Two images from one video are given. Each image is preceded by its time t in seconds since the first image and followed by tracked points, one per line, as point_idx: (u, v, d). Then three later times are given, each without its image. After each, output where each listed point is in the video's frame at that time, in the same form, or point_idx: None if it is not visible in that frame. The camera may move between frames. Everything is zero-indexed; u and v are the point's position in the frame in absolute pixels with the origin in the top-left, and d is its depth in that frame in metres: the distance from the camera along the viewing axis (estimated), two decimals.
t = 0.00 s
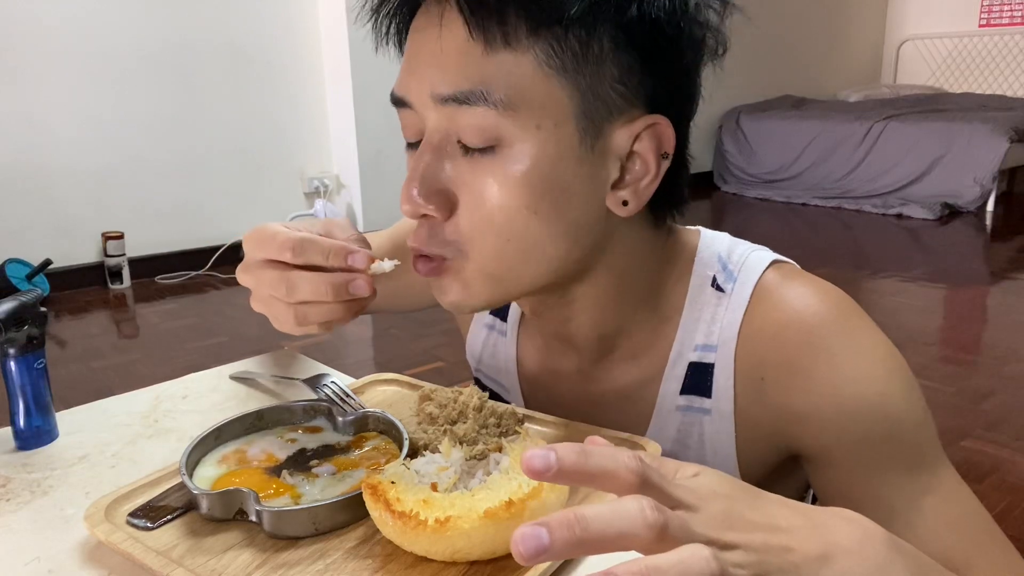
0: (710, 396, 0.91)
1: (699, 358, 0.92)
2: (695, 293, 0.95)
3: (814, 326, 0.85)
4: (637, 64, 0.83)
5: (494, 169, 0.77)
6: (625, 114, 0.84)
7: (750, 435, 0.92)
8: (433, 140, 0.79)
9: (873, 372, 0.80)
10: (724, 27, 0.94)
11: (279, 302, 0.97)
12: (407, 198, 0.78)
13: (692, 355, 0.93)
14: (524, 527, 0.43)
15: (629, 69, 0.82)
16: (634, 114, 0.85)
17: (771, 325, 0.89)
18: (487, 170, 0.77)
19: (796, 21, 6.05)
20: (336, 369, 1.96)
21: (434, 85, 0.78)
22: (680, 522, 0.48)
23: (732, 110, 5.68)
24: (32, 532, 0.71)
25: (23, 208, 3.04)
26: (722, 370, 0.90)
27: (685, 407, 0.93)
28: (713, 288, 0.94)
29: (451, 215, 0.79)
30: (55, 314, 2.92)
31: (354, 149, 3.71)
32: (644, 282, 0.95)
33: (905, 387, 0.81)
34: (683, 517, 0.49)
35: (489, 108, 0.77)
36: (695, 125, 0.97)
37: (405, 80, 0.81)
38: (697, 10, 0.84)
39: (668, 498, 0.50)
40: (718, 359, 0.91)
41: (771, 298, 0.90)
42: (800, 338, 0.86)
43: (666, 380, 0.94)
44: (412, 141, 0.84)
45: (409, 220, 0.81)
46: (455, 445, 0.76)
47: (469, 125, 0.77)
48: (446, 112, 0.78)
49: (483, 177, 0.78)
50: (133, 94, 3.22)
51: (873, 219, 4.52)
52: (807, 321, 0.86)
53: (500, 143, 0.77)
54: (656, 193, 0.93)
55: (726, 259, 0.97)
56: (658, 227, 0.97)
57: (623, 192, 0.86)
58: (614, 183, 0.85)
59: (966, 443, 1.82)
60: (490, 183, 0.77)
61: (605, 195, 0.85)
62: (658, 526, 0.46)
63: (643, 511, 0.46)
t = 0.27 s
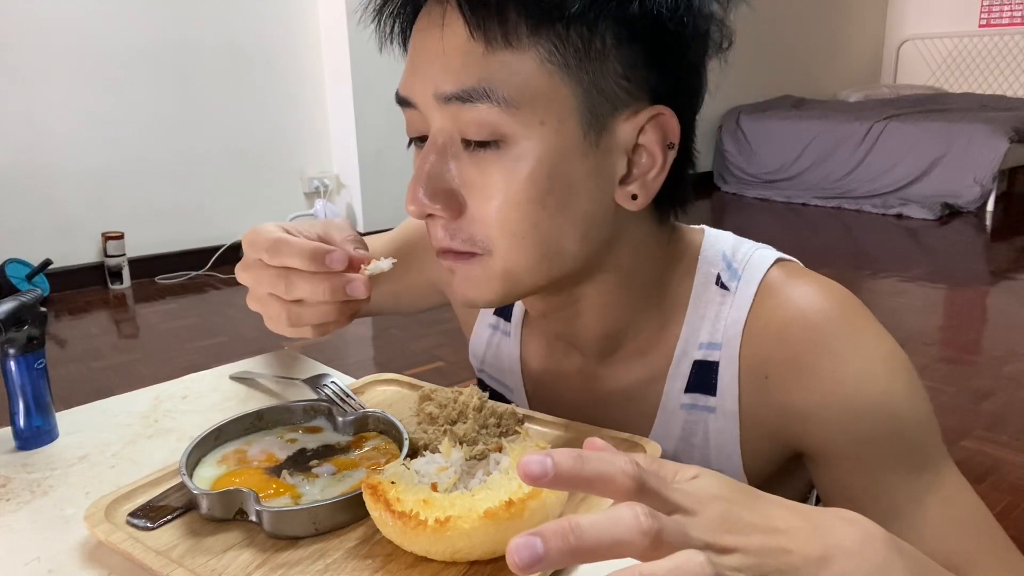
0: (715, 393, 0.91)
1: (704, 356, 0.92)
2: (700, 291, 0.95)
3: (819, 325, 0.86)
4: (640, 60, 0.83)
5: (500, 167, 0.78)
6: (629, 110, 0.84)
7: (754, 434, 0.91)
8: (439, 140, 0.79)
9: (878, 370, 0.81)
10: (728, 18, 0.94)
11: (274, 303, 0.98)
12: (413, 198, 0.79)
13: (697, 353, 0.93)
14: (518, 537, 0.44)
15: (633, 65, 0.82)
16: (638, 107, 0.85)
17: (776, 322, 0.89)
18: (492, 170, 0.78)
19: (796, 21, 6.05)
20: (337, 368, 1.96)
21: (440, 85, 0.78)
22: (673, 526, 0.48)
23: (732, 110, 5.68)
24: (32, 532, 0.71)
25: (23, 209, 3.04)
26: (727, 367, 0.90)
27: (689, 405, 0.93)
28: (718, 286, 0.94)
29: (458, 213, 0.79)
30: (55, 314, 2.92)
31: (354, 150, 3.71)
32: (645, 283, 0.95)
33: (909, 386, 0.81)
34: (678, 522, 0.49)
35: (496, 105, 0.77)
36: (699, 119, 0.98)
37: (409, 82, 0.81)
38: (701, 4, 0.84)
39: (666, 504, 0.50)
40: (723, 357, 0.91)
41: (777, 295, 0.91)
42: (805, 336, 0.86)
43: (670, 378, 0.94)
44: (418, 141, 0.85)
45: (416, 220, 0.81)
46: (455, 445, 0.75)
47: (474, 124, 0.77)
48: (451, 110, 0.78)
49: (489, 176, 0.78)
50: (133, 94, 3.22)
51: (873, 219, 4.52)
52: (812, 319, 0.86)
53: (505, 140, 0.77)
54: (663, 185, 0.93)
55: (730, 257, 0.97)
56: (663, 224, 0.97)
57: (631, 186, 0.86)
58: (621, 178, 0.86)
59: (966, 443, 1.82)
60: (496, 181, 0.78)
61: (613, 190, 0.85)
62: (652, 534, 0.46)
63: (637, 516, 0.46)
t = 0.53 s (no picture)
0: (717, 391, 0.91)
1: (707, 354, 0.92)
2: (702, 289, 0.95)
3: (822, 323, 0.86)
4: (641, 60, 0.83)
5: (501, 167, 0.77)
6: (630, 110, 0.84)
7: (756, 432, 0.91)
8: (440, 141, 0.79)
9: (879, 368, 0.81)
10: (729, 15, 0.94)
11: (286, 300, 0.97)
12: (414, 198, 0.78)
13: (699, 350, 0.93)
14: (519, 539, 0.43)
15: (633, 65, 0.82)
16: (638, 109, 0.85)
17: (778, 320, 0.88)
18: (494, 170, 0.77)
19: (796, 21, 6.05)
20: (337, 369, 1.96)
21: (442, 85, 0.78)
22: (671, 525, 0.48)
23: (732, 111, 5.68)
24: (32, 532, 0.71)
25: (23, 209, 3.04)
26: (729, 365, 0.90)
27: (692, 403, 0.92)
28: (721, 283, 0.94)
29: (462, 212, 0.79)
30: (55, 314, 2.92)
31: (354, 150, 3.71)
32: (646, 282, 0.95)
33: (911, 384, 0.81)
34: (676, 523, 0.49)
35: (495, 109, 0.76)
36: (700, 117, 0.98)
37: (411, 83, 0.81)
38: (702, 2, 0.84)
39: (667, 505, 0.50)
40: (726, 355, 0.91)
41: (779, 293, 0.91)
42: (807, 334, 0.86)
43: (673, 376, 0.94)
44: (419, 142, 0.85)
45: (416, 218, 0.81)
46: (455, 445, 0.75)
47: (476, 124, 0.77)
48: (453, 112, 0.78)
49: (490, 175, 0.78)
50: (133, 94, 3.21)
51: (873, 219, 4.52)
52: (814, 317, 0.86)
53: (506, 141, 0.77)
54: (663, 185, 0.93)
55: (732, 255, 0.97)
56: (666, 222, 0.97)
57: (629, 187, 0.86)
58: (620, 178, 0.85)
59: (966, 443, 1.82)
60: (499, 181, 0.78)
61: (612, 189, 0.85)
62: (653, 535, 0.46)
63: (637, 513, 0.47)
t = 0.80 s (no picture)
0: (718, 388, 0.91)
1: (708, 351, 0.92)
2: (703, 286, 0.95)
3: (822, 320, 0.86)
4: (638, 56, 0.83)
5: (500, 163, 0.78)
6: (628, 106, 0.84)
7: (756, 430, 0.91)
8: (439, 139, 0.79)
9: (880, 365, 0.81)
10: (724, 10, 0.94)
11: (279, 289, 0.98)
12: (414, 196, 0.79)
13: (700, 348, 0.92)
14: (512, 555, 0.44)
15: (631, 62, 0.82)
16: (637, 104, 0.85)
17: (779, 317, 0.89)
18: (493, 168, 0.78)
19: (796, 21, 6.05)
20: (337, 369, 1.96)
21: (441, 82, 0.78)
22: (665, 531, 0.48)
23: (732, 111, 5.68)
24: (32, 532, 0.71)
25: (23, 209, 3.04)
26: (730, 362, 0.90)
27: (694, 400, 0.92)
28: (721, 281, 0.94)
29: (462, 211, 0.79)
30: (55, 314, 2.92)
31: (354, 149, 3.71)
32: (646, 280, 0.95)
33: (911, 381, 0.81)
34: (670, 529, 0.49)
35: (493, 105, 0.77)
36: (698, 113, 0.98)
37: (409, 82, 0.81)
38: None
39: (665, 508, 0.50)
40: (726, 352, 0.91)
41: (779, 290, 0.91)
42: (808, 331, 0.86)
43: (674, 374, 0.93)
44: (419, 140, 0.85)
45: (417, 218, 0.80)
46: (455, 446, 0.75)
47: (474, 120, 0.77)
48: (451, 109, 0.78)
49: (489, 172, 0.78)
50: (133, 94, 3.21)
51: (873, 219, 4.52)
52: (815, 314, 0.86)
53: (504, 136, 0.77)
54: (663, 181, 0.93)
55: (733, 253, 0.97)
56: (665, 218, 0.97)
57: (630, 182, 0.85)
58: (620, 174, 0.85)
59: (966, 443, 1.82)
60: (499, 180, 0.78)
61: (613, 185, 0.85)
62: (647, 546, 0.46)
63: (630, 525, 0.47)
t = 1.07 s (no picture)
0: (721, 383, 0.91)
1: (710, 348, 0.92)
2: (706, 282, 0.95)
3: (824, 316, 0.86)
4: (632, 50, 0.83)
5: (497, 158, 0.78)
6: (624, 100, 0.84)
7: (759, 426, 0.91)
8: (437, 136, 0.79)
9: (881, 361, 0.81)
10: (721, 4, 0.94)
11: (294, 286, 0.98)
12: (413, 192, 0.79)
13: (703, 344, 0.93)
14: (512, 559, 0.44)
15: (625, 56, 0.82)
16: (633, 97, 0.84)
17: (781, 313, 0.89)
18: (492, 164, 0.78)
19: (796, 21, 6.05)
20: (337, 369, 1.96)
21: (436, 78, 0.78)
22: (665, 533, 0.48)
23: (732, 110, 5.68)
24: (32, 532, 0.71)
25: (23, 209, 3.04)
26: (732, 357, 0.90)
27: (696, 396, 0.92)
28: (724, 278, 0.94)
29: (465, 207, 0.80)
30: (55, 314, 2.92)
31: (354, 150, 3.71)
32: (646, 279, 0.95)
33: (912, 378, 0.81)
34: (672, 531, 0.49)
35: (487, 100, 0.77)
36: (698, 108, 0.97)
37: (406, 80, 0.81)
38: None
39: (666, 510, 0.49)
40: (728, 348, 0.91)
41: (781, 287, 0.91)
42: (809, 327, 0.86)
43: (676, 370, 0.93)
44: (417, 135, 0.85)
45: (417, 214, 0.81)
46: (456, 446, 0.75)
47: (468, 115, 0.77)
48: (446, 105, 0.78)
49: (487, 168, 0.78)
50: (133, 95, 3.22)
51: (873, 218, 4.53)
52: (816, 310, 0.86)
53: (497, 131, 0.78)
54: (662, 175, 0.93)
55: (735, 249, 0.97)
56: (665, 214, 0.97)
57: (628, 177, 0.85)
58: (618, 168, 0.85)
59: (966, 443, 1.82)
60: (496, 176, 0.78)
61: (611, 180, 0.84)
62: (646, 548, 0.46)
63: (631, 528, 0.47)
